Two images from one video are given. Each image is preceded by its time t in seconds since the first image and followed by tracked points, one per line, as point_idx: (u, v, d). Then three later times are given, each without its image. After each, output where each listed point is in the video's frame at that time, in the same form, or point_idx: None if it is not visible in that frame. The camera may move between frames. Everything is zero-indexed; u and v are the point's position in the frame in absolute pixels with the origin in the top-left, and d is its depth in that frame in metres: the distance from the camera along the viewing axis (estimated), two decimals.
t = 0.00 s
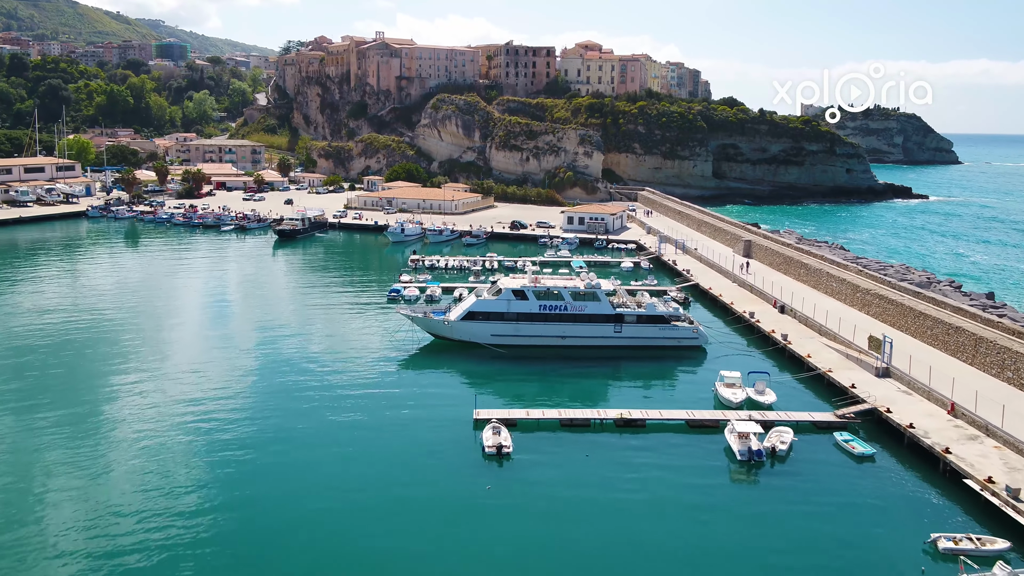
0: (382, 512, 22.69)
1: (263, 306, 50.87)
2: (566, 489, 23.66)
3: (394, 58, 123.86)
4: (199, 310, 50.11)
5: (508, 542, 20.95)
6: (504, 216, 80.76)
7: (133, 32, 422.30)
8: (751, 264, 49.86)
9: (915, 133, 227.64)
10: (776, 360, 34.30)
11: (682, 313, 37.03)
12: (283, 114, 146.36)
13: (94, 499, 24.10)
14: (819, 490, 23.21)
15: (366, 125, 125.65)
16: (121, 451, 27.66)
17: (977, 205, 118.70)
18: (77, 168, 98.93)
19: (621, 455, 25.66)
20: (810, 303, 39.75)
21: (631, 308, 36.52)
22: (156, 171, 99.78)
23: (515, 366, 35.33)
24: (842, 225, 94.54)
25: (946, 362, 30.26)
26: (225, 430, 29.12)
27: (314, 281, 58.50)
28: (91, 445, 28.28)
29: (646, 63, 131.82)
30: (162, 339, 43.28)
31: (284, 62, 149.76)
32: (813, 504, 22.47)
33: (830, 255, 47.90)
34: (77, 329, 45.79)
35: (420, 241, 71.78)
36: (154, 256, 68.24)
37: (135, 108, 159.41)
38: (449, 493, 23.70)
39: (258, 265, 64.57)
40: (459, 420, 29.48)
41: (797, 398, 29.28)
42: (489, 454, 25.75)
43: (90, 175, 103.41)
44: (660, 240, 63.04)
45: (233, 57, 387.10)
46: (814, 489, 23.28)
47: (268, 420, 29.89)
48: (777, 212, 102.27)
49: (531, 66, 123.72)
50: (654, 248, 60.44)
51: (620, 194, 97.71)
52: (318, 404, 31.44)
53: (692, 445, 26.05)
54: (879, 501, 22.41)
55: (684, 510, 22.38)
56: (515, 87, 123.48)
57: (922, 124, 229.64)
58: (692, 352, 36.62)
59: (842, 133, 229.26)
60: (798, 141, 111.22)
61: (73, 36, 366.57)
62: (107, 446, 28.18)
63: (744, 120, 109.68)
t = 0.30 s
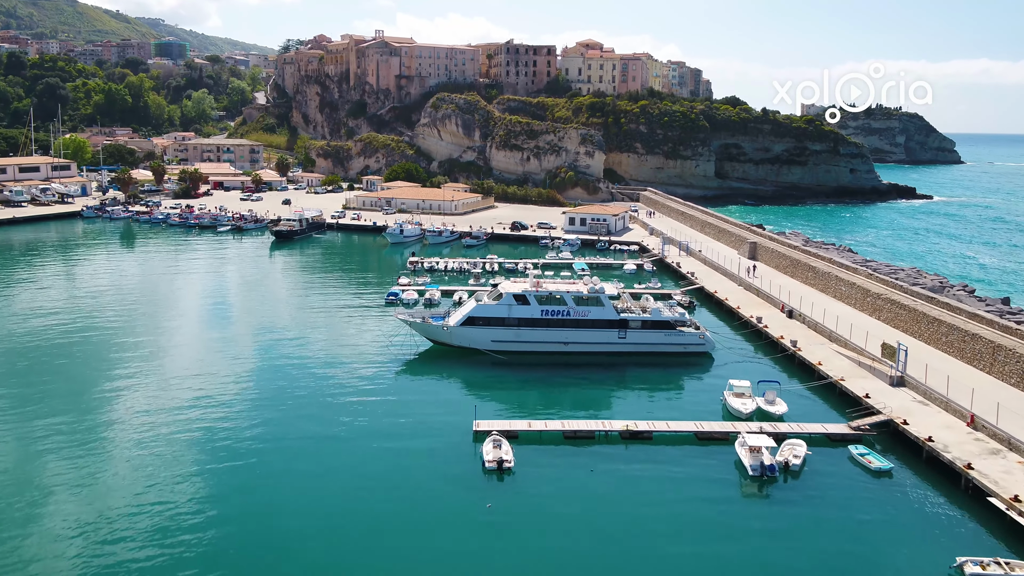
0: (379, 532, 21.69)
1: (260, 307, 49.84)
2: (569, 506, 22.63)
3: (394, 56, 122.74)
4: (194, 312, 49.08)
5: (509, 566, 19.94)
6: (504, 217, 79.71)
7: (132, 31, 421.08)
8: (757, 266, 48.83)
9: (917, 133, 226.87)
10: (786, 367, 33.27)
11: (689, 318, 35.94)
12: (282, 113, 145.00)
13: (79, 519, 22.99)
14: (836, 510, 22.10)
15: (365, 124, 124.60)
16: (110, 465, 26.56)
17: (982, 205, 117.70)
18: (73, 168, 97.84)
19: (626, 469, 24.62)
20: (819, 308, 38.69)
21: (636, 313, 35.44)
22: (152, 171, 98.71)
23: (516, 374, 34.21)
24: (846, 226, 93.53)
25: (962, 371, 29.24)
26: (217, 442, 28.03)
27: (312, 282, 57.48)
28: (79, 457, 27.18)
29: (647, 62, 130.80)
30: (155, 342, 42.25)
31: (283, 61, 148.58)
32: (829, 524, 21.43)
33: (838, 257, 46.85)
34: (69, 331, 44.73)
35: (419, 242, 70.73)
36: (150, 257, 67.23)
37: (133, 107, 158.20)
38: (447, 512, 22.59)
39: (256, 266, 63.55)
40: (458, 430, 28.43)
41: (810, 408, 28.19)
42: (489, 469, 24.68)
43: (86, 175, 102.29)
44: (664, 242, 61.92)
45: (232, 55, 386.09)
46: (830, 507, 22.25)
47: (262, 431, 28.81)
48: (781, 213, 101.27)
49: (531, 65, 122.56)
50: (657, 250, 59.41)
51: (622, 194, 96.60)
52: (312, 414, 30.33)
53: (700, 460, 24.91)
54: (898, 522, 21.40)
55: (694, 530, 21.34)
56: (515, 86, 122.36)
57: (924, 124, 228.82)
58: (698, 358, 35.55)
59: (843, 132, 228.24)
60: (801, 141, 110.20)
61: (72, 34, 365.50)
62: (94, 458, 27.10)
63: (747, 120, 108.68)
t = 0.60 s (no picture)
0: (375, 553, 20.69)
1: (259, 309, 48.92)
2: (574, 525, 21.56)
3: (393, 55, 121.68)
4: (191, 315, 48.13)
5: None
6: (505, 218, 78.69)
7: (132, 30, 419.70)
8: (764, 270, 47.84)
9: (919, 132, 226.20)
10: (797, 376, 32.30)
11: (696, 324, 34.89)
12: (281, 112, 143.80)
13: (59, 540, 21.90)
14: (853, 530, 21.00)
15: (365, 123, 123.52)
16: (98, 478, 25.56)
17: (987, 206, 116.77)
18: (68, 168, 96.78)
19: (633, 484, 23.54)
20: (829, 313, 37.73)
21: (641, 320, 34.38)
22: (149, 171, 97.64)
23: (517, 382, 33.18)
24: (850, 227, 92.69)
25: (980, 381, 28.22)
26: (209, 455, 27.00)
27: (311, 283, 56.58)
28: (66, 469, 26.20)
29: (649, 61, 129.85)
30: (151, 346, 41.42)
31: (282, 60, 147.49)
32: (848, 545, 20.35)
33: (846, 260, 45.84)
34: (63, 335, 43.82)
35: (419, 244, 69.69)
36: (147, 258, 66.26)
37: (131, 106, 157.08)
38: (446, 531, 21.49)
39: (255, 267, 62.60)
40: (457, 443, 27.38)
41: (823, 420, 27.16)
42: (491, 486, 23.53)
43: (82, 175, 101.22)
44: (667, 244, 60.87)
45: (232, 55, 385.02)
46: (848, 526, 21.17)
47: (255, 443, 27.83)
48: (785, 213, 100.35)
49: (532, 64, 121.56)
50: (661, 252, 58.38)
51: (624, 195, 95.47)
52: (307, 425, 29.28)
53: (710, 475, 23.85)
54: (919, 543, 20.35)
55: (705, 550, 20.29)
56: (516, 86, 121.29)
57: (926, 124, 228.16)
58: (705, 365, 34.50)
59: (845, 131, 227.13)
60: (804, 141, 109.36)
61: (71, 33, 364.31)
62: (81, 471, 26.10)
63: (750, 119, 107.83)
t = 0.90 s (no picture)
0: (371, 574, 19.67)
1: (256, 313, 47.78)
2: (580, 545, 20.51)
3: (393, 54, 120.62)
4: (187, 318, 47.07)
5: None
6: (506, 219, 77.68)
7: (131, 29, 418.17)
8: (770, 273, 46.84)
9: (921, 132, 225.27)
10: (809, 385, 31.29)
11: (703, 331, 33.84)
12: (279, 111, 142.68)
13: (41, 560, 20.81)
14: (875, 552, 19.91)
15: (365, 123, 122.40)
16: (84, 492, 24.46)
17: (992, 207, 115.83)
18: (64, 167, 95.69)
19: (643, 501, 22.47)
20: (839, 319, 36.73)
21: (647, 326, 33.31)
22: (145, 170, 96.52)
23: (519, 390, 32.13)
24: (854, 229, 91.76)
25: (1000, 391, 27.21)
26: (200, 469, 25.87)
27: (310, 286, 55.44)
28: (60, 480, 25.38)
29: (650, 60, 128.85)
30: (145, 351, 40.33)
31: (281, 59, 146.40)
32: (870, 569, 19.31)
33: (855, 264, 44.85)
34: (56, 339, 42.77)
35: (418, 246, 68.65)
36: (144, 260, 65.24)
37: (129, 105, 155.89)
38: (445, 551, 20.44)
39: (253, 269, 61.51)
40: (458, 455, 26.35)
41: (838, 433, 26.10)
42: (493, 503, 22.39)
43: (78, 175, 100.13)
44: (671, 246, 59.84)
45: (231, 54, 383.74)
46: (868, 547, 20.12)
47: (248, 455, 26.73)
48: (788, 215, 99.47)
49: (533, 63, 120.58)
50: (664, 254, 57.37)
51: (626, 195, 94.23)
52: (302, 436, 28.20)
53: (722, 492, 22.78)
54: (945, 567, 19.30)
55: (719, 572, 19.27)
56: (516, 85, 120.21)
57: (928, 124, 227.26)
58: (714, 373, 33.46)
59: (848, 131, 225.99)
60: (807, 141, 108.43)
61: (70, 32, 362.82)
62: (67, 485, 24.99)
63: (752, 119, 106.91)
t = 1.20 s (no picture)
0: None
1: (254, 316, 46.72)
2: (588, 566, 19.51)
3: (393, 53, 119.62)
4: (184, 322, 46.02)
5: None
6: (507, 220, 76.68)
7: (130, 28, 416.85)
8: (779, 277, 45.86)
9: (923, 132, 224.31)
10: (822, 396, 30.33)
11: (713, 338, 32.80)
12: (278, 111, 141.64)
13: None
14: None
15: (364, 122, 121.30)
16: (70, 508, 23.37)
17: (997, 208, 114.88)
18: (60, 168, 94.69)
19: (653, 520, 21.45)
20: (852, 325, 35.76)
21: (654, 333, 32.28)
22: (142, 170, 95.48)
23: (523, 400, 31.10)
24: (858, 230, 90.95)
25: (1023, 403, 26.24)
26: (193, 482, 24.86)
27: (309, 288, 54.37)
28: (53, 490, 24.55)
29: (652, 60, 127.88)
30: (139, 356, 39.31)
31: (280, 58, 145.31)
32: None
33: (865, 267, 43.85)
34: (48, 344, 41.74)
35: (418, 247, 67.67)
36: (141, 261, 64.19)
37: (127, 104, 154.68)
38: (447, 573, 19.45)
39: (252, 271, 60.42)
40: (460, 468, 25.34)
41: (856, 447, 25.09)
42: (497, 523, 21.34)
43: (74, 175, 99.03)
44: (676, 249, 58.80)
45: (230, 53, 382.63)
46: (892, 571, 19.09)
47: (242, 468, 25.74)
48: (792, 215, 98.54)
49: (534, 63, 119.65)
50: (669, 257, 56.37)
51: (630, 196, 92.70)
52: (299, 447, 27.20)
53: (737, 509, 21.73)
54: None
55: None
56: (517, 84, 119.23)
57: (930, 123, 226.25)
58: (723, 382, 32.44)
59: (850, 130, 225.04)
60: (811, 141, 107.45)
61: (69, 31, 361.70)
62: (52, 501, 23.91)
63: (755, 119, 105.97)
